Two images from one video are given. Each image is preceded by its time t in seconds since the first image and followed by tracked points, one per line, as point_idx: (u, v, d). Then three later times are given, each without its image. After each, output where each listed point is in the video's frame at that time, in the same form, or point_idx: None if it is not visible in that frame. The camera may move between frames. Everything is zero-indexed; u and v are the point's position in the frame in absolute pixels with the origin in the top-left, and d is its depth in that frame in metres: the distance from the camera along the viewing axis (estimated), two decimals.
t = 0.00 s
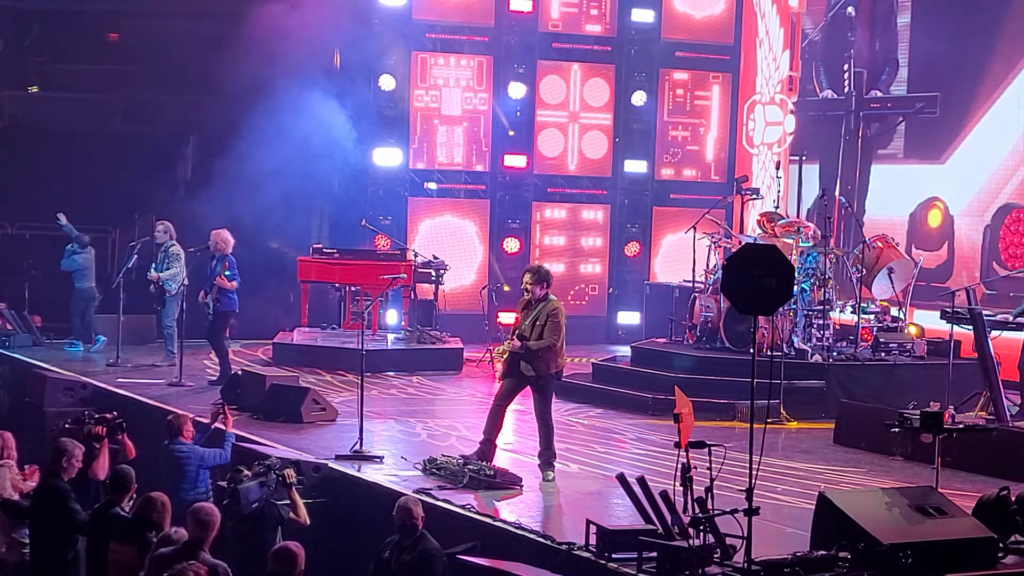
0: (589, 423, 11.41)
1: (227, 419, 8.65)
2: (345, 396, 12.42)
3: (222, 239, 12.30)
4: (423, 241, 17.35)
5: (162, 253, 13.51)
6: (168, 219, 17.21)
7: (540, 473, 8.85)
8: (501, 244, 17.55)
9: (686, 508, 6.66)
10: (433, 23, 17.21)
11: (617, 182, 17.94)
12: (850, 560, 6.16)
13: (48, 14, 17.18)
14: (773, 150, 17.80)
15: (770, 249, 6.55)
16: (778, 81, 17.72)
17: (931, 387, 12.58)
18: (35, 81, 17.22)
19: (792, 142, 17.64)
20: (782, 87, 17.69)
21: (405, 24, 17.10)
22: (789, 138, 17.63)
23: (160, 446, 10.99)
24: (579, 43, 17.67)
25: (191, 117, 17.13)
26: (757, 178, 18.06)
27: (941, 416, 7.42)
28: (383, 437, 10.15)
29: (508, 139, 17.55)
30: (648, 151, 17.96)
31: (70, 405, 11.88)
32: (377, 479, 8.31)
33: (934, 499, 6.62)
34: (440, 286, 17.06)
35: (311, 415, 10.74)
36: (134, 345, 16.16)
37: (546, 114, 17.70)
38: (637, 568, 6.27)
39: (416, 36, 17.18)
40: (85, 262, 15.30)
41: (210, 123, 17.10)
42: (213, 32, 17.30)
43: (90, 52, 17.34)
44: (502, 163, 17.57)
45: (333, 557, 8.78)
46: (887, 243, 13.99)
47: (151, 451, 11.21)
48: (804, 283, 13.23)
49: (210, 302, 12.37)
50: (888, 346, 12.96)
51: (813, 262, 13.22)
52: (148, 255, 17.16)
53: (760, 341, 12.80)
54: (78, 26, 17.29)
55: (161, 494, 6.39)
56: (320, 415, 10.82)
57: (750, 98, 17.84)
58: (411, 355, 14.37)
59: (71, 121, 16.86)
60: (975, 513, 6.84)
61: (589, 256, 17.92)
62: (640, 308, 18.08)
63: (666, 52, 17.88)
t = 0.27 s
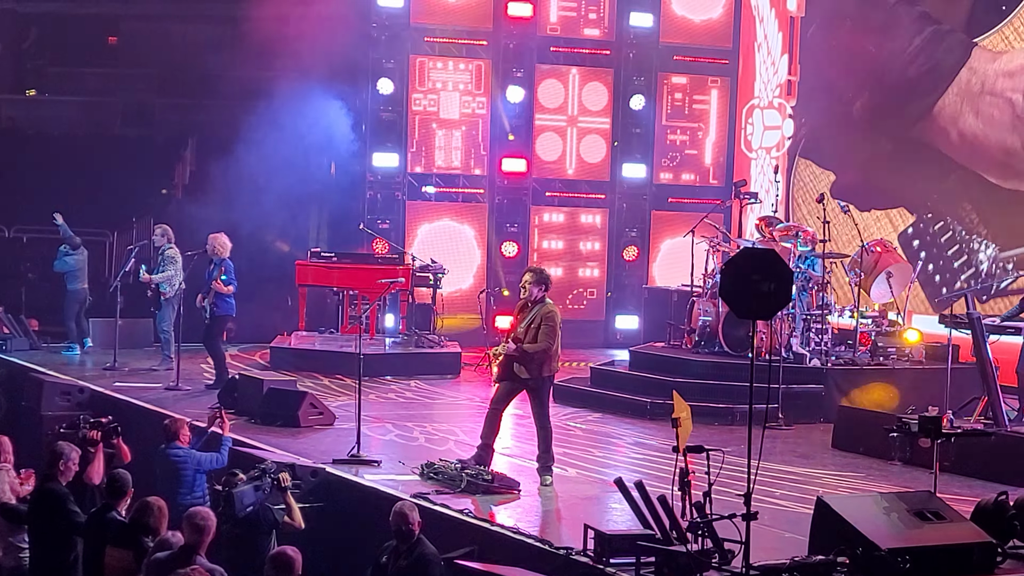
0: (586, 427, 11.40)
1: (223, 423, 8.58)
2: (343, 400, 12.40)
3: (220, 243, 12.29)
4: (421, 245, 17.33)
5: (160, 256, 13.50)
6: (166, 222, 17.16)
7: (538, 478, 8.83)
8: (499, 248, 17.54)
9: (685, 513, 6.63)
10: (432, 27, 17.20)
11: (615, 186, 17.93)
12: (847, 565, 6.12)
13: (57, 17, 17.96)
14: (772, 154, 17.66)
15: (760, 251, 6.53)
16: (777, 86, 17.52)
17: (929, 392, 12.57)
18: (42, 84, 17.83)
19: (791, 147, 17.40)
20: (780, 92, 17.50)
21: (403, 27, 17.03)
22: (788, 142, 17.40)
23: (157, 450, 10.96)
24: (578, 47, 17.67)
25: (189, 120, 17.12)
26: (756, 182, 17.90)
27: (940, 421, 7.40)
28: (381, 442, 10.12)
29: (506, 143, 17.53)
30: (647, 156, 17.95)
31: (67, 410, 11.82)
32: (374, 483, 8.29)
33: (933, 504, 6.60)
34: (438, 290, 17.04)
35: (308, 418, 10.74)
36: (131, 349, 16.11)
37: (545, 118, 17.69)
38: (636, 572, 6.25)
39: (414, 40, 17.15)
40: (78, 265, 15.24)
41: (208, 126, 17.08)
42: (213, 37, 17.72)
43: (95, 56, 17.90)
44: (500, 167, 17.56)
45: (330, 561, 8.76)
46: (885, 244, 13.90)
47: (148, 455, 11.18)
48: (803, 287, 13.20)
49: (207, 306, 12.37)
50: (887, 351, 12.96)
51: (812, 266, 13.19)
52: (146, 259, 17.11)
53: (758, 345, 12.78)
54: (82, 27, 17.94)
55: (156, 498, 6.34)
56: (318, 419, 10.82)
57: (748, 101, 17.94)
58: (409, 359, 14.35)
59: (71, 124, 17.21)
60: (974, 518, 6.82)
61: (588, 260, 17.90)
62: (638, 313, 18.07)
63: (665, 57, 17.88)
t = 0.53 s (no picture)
0: (583, 431, 11.41)
1: (218, 428, 8.53)
2: (340, 404, 12.38)
3: (216, 246, 12.35)
4: (418, 248, 17.32)
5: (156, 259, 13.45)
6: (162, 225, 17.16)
7: (534, 481, 8.83)
8: (496, 251, 17.54)
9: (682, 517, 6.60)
10: (428, 30, 17.20)
11: (612, 189, 17.95)
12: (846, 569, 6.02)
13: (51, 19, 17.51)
14: (768, 158, 17.70)
15: (759, 262, 6.56)
16: (773, 89, 17.50)
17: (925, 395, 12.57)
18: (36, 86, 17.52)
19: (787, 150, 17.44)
20: (778, 94, 17.47)
21: (399, 29, 16.99)
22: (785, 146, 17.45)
23: (153, 454, 10.96)
24: (575, 50, 17.69)
25: (184, 123, 17.12)
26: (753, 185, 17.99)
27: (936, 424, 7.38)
28: (377, 445, 10.12)
29: (503, 146, 17.54)
30: (643, 159, 17.96)
31: (62, 412, 12.01)
32: (370, 486, 8.29)
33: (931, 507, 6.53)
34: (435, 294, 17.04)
35: (305, 422, 10.73)
36: (127, 352, 16.09)
37: (541, 122, 17.71)
38: None
39: (410, 42, 17.13)
40: (73, 269, 15.23)
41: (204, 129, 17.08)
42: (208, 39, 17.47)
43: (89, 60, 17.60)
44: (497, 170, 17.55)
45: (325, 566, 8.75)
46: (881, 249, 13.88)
47: (144, 459, 11.16)
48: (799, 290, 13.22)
49: (203, 309, 12.36)
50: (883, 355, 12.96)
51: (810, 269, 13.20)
52: (143, 262, 17.11)
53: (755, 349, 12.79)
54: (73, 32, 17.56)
55: (153, 501, 6.31)
56: (314, 422, 10.81)
57: (744, 105, 18.03)
58: (406, 362, 14.34)
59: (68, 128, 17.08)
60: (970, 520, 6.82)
61: (584, 263, 17.91)
62: (635, 316, 18.07)
63: (661, 60, 17.90)
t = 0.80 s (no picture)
0: (580, 432, 11.41)
1: (216, 430, 8.52)
2: (336, 405, 12.38)
3: (213, 247, 12.35)
4: (414, 250, 17.38)
5: (153, 262, 13.44)
6: (159, 227, 17.15)
7: (531, 483, 8.83)
8: (493, 253, 17.53)
9: (678, 518, 6.61)
10: (426, 32, 17.29)
11: (608, 191, 17.97)
12: (840, 570, 5.99)
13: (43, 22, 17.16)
14: (764, 160, 17.66)
15: (762, 261, 6.52)
16: (769, 91, 17.52)
17: (920, 397, 12.59)
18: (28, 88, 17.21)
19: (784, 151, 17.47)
20: (773, 97, 17.50)
21: (398, 33, 17.20)
22: (781, 147, 17.47)
23: (150, 456, 10.94)
24: (572, 52, 17.72)
25: (181, 125, 17.11)
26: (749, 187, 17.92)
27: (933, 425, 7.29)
28: (374, 447, 10.12)
29: (500, 148, 17.55)
30: (640, 161, 17.96)
31: (59, 415, 11.74)
32: (367, 488, 8.30)
33: (927, 509, 6.50)
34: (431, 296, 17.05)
35: (302, 423, 10.72)
36: (124, 354, 16.05)
37: (538, 123, 17.74)
38: None
39: (408, 45, 17.26)
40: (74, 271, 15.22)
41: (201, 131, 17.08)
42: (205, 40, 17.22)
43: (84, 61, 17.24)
44: (493, 172, 17.56)
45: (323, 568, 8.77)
46: (878, 250, 13.81)
47: (141, 461, 11.15)
48: (795, 290, 13.34)
49: (199, 310, 12.35)
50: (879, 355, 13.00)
51: (807, 271, 13.34)
52: (139, 263, 17.09)
53: (751, 350, 12.81)
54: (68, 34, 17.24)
55: (151, 504, 6.36)
56: (311, 424, 10.80)
57: (742, 107, 17.93)
58: (403, 364, 14.35)
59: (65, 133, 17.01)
60: (966, 523, 6.81)
61: (581, 265, 17.94)
62: (632, 317, 18.04)
63: (658, 62, 17.94)
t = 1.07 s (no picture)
0: (579, 435, 11.40)
1: (212, 432, 8.49)
2: (335, 408, 12.38)
3: (210, 249, 12.34)
4: (412, 252, 17.37)
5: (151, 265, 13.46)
6: (158, 230, 17.16)
7: (529, 486, 8.83)
8: (491, 255, 17.55)
9: (677, 521, 6.61)
10: (423, 34, 17.25)
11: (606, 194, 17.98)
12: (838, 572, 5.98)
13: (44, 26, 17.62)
14: (762, 162, 17.42)
15: (749, 259, 6.55)
16: (768, 93, 17.12)
17: (918, 399, 12.60)
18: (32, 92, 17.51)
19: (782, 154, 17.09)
20: (772, 99, 17.07)
21: (395, 35, 17.10)
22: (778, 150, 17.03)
23: (149, 459, 10.94)
24: (570, 55, 17.74)
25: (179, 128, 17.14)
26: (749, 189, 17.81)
27: (930, 427, 7.18)
28: (373, 450, 10.12)
29: (498, 151, 17.56)
30: (638, 163, 17.99)
31: (58, 418, 11.77)
32: (365, 491, 8.29)
33: (925, 512, 6.47)
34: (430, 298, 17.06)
35: (300, 426, 10.71)
36: (122, 357, 16.06)
37: (536, 126, 17.74)
38: None
39: (406, 48, 17.21)
40: (71, 275, 15.24)
41: (199, 134, 17.10)
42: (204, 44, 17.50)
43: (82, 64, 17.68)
44: (492, 174, 17.56)
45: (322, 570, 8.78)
46: (876, 252, 14.01)
47: (139, 464, 11.15)
48: (793, 294, 13.26)
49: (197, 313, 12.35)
50: (877, 357, 13.01)
51: (805, 273, 13.31)
52: (138, 266, 17.09)
53: (749, 353, 12.84)
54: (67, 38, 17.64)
55: (150, 506, 6.32)
56: (310, 427, 10.80)
57: (739, 110, 17.84)
58: (401, 366, 14.34)
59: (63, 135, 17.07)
60: (963, 524, 6.83)
61: (579, 267, 17.95)
62: (630, 320, 18.04)
63: (656, 65, 17.95)
